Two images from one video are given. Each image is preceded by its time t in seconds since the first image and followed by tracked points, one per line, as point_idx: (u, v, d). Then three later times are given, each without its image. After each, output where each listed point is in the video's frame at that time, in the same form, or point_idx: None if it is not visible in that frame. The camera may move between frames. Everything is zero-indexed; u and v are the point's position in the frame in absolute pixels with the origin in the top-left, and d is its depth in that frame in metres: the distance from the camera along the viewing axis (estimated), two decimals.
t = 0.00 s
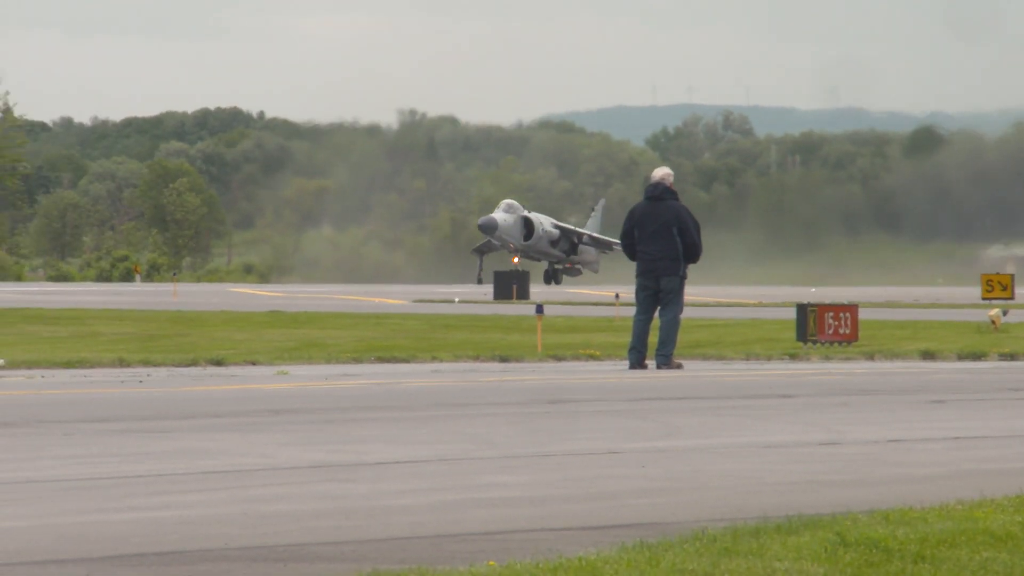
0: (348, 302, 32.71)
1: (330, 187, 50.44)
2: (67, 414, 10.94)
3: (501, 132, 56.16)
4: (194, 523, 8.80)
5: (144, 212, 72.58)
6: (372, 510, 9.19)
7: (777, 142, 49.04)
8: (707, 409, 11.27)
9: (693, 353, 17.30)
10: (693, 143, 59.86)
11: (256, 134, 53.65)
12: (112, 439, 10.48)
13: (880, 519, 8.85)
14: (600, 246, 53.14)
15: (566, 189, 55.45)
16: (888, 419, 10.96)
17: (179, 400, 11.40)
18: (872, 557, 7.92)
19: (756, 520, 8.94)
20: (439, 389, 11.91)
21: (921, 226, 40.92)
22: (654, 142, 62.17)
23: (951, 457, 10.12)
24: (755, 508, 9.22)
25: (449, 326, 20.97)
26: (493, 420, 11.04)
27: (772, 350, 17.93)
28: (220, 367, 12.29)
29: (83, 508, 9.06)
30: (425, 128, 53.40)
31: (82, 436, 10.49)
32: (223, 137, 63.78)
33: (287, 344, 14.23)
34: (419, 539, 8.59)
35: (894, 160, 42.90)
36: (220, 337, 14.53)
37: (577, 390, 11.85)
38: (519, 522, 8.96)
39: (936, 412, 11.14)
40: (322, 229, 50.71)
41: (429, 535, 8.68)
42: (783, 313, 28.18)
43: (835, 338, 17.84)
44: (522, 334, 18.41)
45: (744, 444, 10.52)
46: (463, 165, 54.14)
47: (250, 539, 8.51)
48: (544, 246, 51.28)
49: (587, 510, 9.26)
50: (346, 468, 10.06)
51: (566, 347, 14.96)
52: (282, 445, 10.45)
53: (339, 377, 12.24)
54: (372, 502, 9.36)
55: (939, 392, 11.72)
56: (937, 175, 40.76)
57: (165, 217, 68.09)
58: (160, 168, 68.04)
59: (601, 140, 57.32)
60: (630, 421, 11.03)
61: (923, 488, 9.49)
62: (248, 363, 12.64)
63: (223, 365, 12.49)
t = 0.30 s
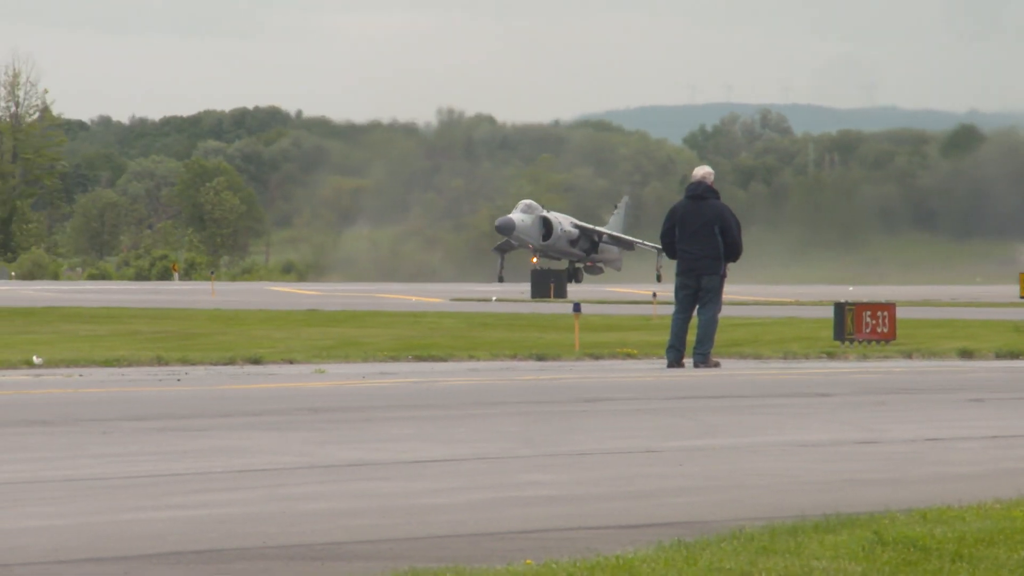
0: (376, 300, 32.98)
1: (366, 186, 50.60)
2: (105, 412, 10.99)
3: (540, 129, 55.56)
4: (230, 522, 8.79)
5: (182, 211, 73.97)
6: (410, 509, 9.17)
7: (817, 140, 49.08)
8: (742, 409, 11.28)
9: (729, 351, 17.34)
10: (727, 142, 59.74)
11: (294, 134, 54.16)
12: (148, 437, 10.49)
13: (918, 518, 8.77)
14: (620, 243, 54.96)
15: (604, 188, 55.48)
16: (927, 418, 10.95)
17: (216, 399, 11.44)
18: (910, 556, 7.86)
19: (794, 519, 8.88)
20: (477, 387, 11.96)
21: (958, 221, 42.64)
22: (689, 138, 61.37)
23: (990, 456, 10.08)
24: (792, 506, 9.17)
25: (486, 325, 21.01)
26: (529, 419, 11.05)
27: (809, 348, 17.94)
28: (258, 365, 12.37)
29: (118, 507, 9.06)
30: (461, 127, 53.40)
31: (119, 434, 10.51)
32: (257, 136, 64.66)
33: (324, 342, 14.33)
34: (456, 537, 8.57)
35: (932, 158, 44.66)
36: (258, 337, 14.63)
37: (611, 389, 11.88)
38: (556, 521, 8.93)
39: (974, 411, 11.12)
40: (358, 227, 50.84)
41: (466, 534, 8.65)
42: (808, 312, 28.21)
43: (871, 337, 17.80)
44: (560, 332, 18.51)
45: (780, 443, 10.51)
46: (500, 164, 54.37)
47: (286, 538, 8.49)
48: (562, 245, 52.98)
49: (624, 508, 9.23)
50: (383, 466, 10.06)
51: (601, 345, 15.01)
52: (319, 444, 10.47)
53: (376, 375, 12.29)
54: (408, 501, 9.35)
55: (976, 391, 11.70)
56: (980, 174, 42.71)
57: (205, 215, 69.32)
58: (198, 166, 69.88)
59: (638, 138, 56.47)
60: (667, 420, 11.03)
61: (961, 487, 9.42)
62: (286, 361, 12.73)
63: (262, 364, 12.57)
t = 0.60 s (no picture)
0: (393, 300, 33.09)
1: (388, 185, 51.38)
2: (129, 413, 11.01)
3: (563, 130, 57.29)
4: (252, 522, 8.79)
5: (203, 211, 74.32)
6: (433, 510, 9.16)
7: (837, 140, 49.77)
8: (765, 409, 11.28)
9: (752, 352, 17.35)
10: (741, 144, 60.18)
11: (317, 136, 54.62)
12: (172, 437, 10.51)
13: (940, 519, 8.71)
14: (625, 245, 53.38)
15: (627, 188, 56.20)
16: (950, 419, 10.93)
17: (238, 399, 11.47)
18: (932, 557, 7.80)
19: (816, 520, 8.84)
20: (501, 388, 11.98)
21: (979, 225, 43.27)
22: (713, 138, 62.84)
23: (1015, 457, 10.03)
24: (814, 507, 9.14)
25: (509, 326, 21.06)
26: (551, 420, 11.06)
27: (832, 349, 17.93)
28: (280, 366, 12.39)
29: (142, 508, 9.04)
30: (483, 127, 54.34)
31: (142, 435, 10.52)
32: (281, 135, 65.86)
33: (347, 343, 14.38)
34: (478, 539, 8.56)
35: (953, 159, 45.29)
36: (282, 338, 14.65)
37: (632, 390, 11.90)
38: (578, 521, 8.91)
39: (998, 412, 11.09)
40: (380, 227, 51.52)
41: (489, 535, 8.64)
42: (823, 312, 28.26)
43: (894, 338, 17.76)
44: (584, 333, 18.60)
45: (803, 444, 10.49)
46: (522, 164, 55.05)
47: (309, 539, 8.48)
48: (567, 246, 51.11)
49: (648, 509, 9.21)
50: (407, 467, 10.06)
51: (623, 347, 15.01)
52: (343, 444, 10.47)
53: (399, 376, 12.31)
54: (431, 501, 9.34)
55: (998, 391, 11.69)
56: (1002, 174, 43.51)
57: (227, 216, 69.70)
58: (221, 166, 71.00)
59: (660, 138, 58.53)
60: (689, 421, 11.03)
61: (983, 488, 9.37)
62: (309, 362, 12.76)
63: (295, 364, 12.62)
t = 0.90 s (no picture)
0: (411, 300, 33.20)
1: (412, 188, 51.41)
2: (155, 413, 11.02)
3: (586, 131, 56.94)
4: (277, 523, 8.78)
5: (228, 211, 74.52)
6: (458, 510, 9.16)
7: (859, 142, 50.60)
8: (790, 410, 11.29)
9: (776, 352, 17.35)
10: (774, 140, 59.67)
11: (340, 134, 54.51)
12: (198, 438, 10.52)
13: (965, 519, 8.63)
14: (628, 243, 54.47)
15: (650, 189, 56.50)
16: (975, 420, 10.92)
17: (263, 399, 11.49)
18: (957, 557, 7.73)
19: (840, 520, 8.80)
20: (525, 389, 12.01)
21: (1001, 226, 43.24)
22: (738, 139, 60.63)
23: None
24: (839, 508, 9.09)
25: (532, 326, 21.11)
26: (576, 420, 11.07)
27: (854, 349, 17.92)
28: (304, 367, 12.40)
29: (168, 508, 9.04)
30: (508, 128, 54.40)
31: (168, 435, 10.53)
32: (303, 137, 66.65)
33: (371, 342, 14.42)
34: (502, 539, 8.54)
35: (977, 162, 45.76)
36: (306, 337, 14.69)
37: (656, 391, 11.92)
38: (601, 522, 8.89)
39: None
40: (403, 228, 51.74)
41: (513, 535, 8.63)
42: (839, 312, 28.26)
43: (918, 338, 17.76)
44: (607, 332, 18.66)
45: (827, 445, 10.48)
46: (547, 164, 55.23)
47: (335, 539, 8.48)
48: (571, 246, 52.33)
49: (672, 509, 9.19)
50: (432, 467, 10.06)
51: (647, 347, 15.04)
52: (367, 445, 10.48)
53: (422, 376, 12.34)
54: (456, 502, 9.33)
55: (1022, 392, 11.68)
56: None
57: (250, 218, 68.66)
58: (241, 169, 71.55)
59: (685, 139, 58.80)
60: (713, 421, 11.05)
61: (1009, 489, 9.30)
62: (332, 362, 12.79)
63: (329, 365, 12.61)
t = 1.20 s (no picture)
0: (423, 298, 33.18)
1: (430, 186, 51.86)
2: (172, 412, 11.03)
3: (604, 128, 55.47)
4: (292, 522, 8.78)
5: (243, 209, 75.13)
6: (473, 508, 9.15)
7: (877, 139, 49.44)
8: (807, 408, 11.29)
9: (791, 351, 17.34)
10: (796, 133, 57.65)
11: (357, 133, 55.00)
12: (214, 436, 10.52)
13: (982, 518, 8.59)
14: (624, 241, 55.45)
15: (665, 188, 54.71)
16: (991, 419, 10.90)
17: (277, 398, 11.49)
18: (973, 556, 7.70)
19: (858, 519, 8.77)
20: (542, 387, 12.02)
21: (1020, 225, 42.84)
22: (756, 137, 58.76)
23: None
24: (855, 507, 9.07)
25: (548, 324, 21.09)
26: (592, 419, 11.06)
27: (872, 348, 17.89)
28: (320, 366, 12.41)
29: (184, 506, 9.04)
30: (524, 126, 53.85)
31: (184, 433, 10.54)
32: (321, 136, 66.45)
33: (386, 341, 14.42)
34: (519, 537, 8.54)
35: (995, 159, 44.84)
36: (322, 336, 14.73)
37: (672, 389, 11.93)
38: (618, 521, 8.88)
39: None
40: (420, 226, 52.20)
41: (529, 534, 8.62)
42: (850, 310, 28.25)
43: (935, 337, 17.74)
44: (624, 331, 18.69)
45: (842, 443, 10.47)
46: (563, 163, 54.79)
47: (350, 537, 8.48)
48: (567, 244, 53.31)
49: (688, 508, 9.18)
50: (449, 465, 10.07)
51: (662, 346, 15.04)
52: (384, 443, 10.48)
53: (438, 375, 12.35)
54: (472, 500, 9.33)
55: None
56: None
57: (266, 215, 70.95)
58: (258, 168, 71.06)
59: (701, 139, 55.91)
60: (729, 419, 11.06)
61: None
62: (349, 361, 12.81)
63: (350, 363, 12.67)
